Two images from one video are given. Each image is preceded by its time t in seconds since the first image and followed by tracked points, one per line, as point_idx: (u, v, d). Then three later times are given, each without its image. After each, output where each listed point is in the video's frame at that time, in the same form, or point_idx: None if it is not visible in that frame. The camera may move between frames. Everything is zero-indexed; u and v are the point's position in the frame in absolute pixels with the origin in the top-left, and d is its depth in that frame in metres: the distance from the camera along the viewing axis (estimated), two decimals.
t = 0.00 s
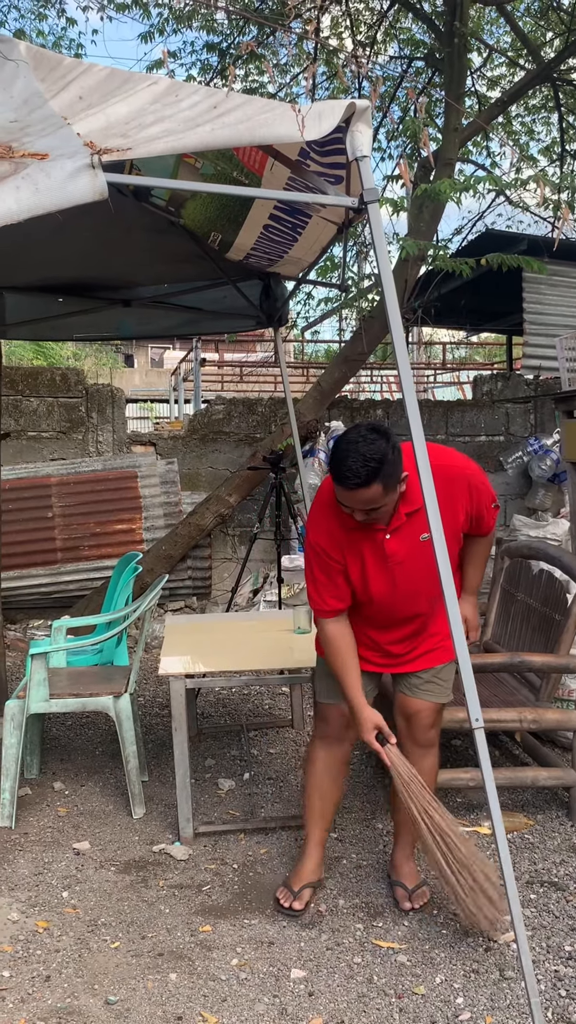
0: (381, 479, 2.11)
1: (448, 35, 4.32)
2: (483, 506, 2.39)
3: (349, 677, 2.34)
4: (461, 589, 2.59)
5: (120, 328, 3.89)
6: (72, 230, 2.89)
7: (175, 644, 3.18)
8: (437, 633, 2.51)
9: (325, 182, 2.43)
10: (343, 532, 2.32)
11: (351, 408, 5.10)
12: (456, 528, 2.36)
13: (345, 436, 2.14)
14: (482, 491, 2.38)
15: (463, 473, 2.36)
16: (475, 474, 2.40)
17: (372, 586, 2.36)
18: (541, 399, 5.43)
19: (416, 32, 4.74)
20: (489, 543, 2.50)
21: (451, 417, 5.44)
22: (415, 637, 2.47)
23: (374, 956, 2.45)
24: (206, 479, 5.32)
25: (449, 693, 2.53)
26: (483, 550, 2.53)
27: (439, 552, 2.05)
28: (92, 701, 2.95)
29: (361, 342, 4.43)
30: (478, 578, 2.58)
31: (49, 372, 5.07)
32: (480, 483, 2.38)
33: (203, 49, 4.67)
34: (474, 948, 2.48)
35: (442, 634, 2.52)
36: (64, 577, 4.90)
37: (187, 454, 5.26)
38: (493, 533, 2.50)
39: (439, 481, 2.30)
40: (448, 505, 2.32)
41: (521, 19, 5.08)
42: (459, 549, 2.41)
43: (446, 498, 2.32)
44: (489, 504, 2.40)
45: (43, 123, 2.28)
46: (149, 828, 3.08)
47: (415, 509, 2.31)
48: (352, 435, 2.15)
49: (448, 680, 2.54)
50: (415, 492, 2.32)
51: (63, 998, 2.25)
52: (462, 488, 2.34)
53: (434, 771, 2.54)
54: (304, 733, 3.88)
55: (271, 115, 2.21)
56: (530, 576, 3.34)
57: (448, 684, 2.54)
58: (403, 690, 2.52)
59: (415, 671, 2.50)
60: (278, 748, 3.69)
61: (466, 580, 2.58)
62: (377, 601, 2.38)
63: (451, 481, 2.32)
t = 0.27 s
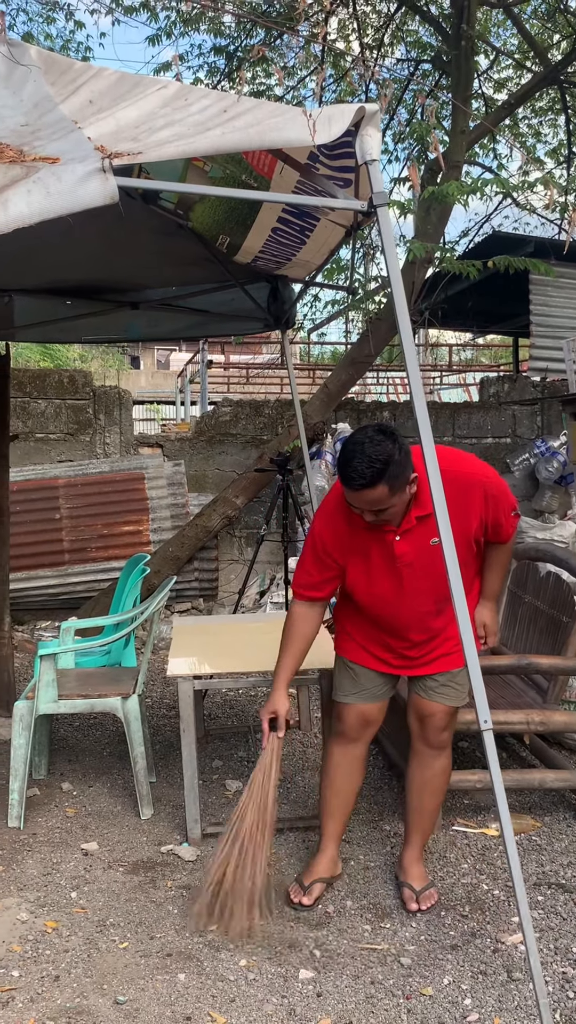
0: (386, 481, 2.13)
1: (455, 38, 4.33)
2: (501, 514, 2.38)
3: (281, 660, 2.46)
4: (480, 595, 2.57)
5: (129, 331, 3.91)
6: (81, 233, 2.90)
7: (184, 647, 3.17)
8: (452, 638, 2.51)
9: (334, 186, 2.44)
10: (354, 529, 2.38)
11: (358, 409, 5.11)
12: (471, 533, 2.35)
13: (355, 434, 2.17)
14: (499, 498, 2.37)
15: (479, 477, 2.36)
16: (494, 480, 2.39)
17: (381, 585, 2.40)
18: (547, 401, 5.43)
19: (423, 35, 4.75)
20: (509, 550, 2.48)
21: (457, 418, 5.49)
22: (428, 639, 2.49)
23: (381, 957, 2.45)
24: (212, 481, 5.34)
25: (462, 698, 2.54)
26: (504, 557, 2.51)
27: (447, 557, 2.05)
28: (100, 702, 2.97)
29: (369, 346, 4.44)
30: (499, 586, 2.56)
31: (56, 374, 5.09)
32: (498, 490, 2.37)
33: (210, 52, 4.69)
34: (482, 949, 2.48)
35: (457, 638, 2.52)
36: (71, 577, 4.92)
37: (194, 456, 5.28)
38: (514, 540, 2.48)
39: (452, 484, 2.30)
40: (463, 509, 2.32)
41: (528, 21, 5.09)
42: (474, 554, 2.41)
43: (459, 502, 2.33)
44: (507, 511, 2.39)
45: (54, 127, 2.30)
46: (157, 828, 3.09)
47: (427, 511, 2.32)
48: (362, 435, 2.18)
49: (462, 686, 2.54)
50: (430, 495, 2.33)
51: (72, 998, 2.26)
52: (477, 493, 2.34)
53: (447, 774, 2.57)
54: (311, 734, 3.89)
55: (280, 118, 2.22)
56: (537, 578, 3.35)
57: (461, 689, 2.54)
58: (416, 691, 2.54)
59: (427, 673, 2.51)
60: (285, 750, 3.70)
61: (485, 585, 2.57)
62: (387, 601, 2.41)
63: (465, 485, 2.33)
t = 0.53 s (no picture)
0: (384, 471, 2.15)
1: (465, 40, 4.34)
2: (507, 511, 2.37)
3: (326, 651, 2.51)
4: (490, 597, 2.56)
5: (139, 333, 3.92)
6: (92, 235, 2.91)
7: (195, 647, 3.18)
8: (460, 639, 2.50)
9: (346, 189, 2.45)
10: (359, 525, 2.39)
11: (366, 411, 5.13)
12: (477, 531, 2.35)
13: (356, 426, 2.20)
14: (506, 496, 2.37)
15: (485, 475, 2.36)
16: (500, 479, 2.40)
17: (388, 582, 2.41)
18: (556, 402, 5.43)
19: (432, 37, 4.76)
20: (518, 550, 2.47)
21: (466, 419, 5.49)
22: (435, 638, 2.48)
23: (392, 958, 2.46)
24: (221, 482, 5.35)
25: (471, 699, 2.52)
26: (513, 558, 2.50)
27: (459, 555, 2.05)
28: (111, 702, 2.97)
29: (377, 347, 4.44)
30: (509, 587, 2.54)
31: (66, 376, 5.11)
32: (504, 488, 2.37)
33: (219, 55, 4.70)
34: (493, 951, 2.48)
35: (466, 638, 2.51)
36: (80, 578, 4.91)
37: (203, 457, 5.29)
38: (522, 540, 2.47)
39: (458, 481, 2.31)
40: (468, 506, 2.33)
41: (537, 23, 5.09)
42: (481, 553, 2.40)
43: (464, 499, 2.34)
44: (514, 510, 2.38)
45: (67, 131, 2.31)
46: (168, 829, 3.10)
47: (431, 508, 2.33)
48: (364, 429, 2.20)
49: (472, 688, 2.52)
50: (435, 490, 2.34)
51: (84, 997, 2.27)
52: (482, 489, 2.34)
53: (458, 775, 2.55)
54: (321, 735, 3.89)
55: (293, 122, 2.22)
56: (547, 580, 3.35)
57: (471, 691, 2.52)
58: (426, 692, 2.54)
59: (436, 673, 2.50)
60: (295, 751, 3.71)
61: (493, 585, 2.56)
62: (393, 598, 2.41)
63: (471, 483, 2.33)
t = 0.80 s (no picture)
0: (357, 490, 2.11)
1: (475, 41, 4.34)
2: (493, 508, 2.38)
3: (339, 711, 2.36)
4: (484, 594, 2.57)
5: (151, 335, 3.93)
6: (104, 238, 2.92)
7: (205, 648, 3.18)
8: (460, 638, 2.51)
9: (358, 191, 2.45)
10: (347, 546, 2.34)
11: (376, 413, 5.14)
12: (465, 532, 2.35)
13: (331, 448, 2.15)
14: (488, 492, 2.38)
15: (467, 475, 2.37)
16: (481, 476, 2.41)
17: (386, 597, 2.37)
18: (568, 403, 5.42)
19: (442, 38, 4.76)
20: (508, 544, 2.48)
21: (476, 420, 5.49)
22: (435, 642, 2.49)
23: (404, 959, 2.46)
24: (231, 483, 5.36)
25: (475, 697, 2.53)
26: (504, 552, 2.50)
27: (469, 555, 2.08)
28: (122, 702, 2.98)
29: (387, 348, 4.42)
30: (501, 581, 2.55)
31: (77, 377, 5.13)
32: (486, 484, 2.38)
33: (230, 57, 4.71)
34: (504, 953, 2.48)
35: (464, 639, 2.52)
36: (91, 579, 4.92)
37: (213, 458, 5.31)
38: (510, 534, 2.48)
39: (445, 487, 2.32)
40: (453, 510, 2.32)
41: (547, 23, 5.09)
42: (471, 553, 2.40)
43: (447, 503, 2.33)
44: (499, 505, 2.40)
45: (81, 134, 2.33)
46: (179, 829, 3.11)
47: (416, 516, 2.31)
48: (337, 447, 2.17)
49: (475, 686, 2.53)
50: (418, 499, 2.33)
51: (96, 997, 2.27)
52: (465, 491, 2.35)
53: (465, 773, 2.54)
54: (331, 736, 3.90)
55: (306, 124, 2.23)
56: (558, 581, 3.34)
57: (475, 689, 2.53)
58: (431, 694, 2.54)
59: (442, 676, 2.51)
60: (305, 752, 3.71)
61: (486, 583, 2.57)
62: (389, 611, 2.39)
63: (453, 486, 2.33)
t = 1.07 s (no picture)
0: (323, 484, 2.15)
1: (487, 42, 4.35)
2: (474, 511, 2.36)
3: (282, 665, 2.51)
4: (463, 595, 2.54)
5: (163, 337, 3.95)
6: (117, 240, 2.93)
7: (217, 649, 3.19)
8: (438, 640, 2.48)
9: (372, 193, 2.45)
10: (318, 540, 2.38)
11: (388, 414, 5.19)
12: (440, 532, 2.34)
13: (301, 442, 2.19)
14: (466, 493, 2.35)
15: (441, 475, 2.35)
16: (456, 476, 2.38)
17: (357, 595, 2.37)
18: None
19: (454, 40, 4.76)
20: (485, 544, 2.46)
21: (488, 422, 5.49)
22: (414, 644, 2.46)
23: (416, 960, 2.46)
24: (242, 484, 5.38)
25: (457, 699, 2.51)
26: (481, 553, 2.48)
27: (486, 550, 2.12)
28: (135, 702, 2.99)
29: (399, 350, 4.44)
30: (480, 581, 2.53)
31: (89, 379, 5.16)
32: (461, 485, 2.36)
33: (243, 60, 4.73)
34: (517, 955, 2.47)
35: (444, 641, 2.49)
36: (103, 580, 4.93)
37: (224, 459, 5.32)
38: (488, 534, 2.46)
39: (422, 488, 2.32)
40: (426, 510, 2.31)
41: (559, 25, 5.08)
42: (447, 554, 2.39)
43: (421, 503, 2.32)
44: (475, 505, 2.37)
45: (96, 138, 2.34)
46: (191, 829, 3.12)
47: (389, 516, 2.30)
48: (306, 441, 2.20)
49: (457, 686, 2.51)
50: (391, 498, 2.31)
51: (111, 997, 2.28)
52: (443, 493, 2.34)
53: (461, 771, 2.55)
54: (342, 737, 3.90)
55: (320, 128, 2.23)
56: (570, 582, 3.34)
57: (457, 690, 2.51)
58: (415, 695, 2.54)
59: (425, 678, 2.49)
60: (317, 753, 3.71)
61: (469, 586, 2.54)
62: (365, 611, 2.38)
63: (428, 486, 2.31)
